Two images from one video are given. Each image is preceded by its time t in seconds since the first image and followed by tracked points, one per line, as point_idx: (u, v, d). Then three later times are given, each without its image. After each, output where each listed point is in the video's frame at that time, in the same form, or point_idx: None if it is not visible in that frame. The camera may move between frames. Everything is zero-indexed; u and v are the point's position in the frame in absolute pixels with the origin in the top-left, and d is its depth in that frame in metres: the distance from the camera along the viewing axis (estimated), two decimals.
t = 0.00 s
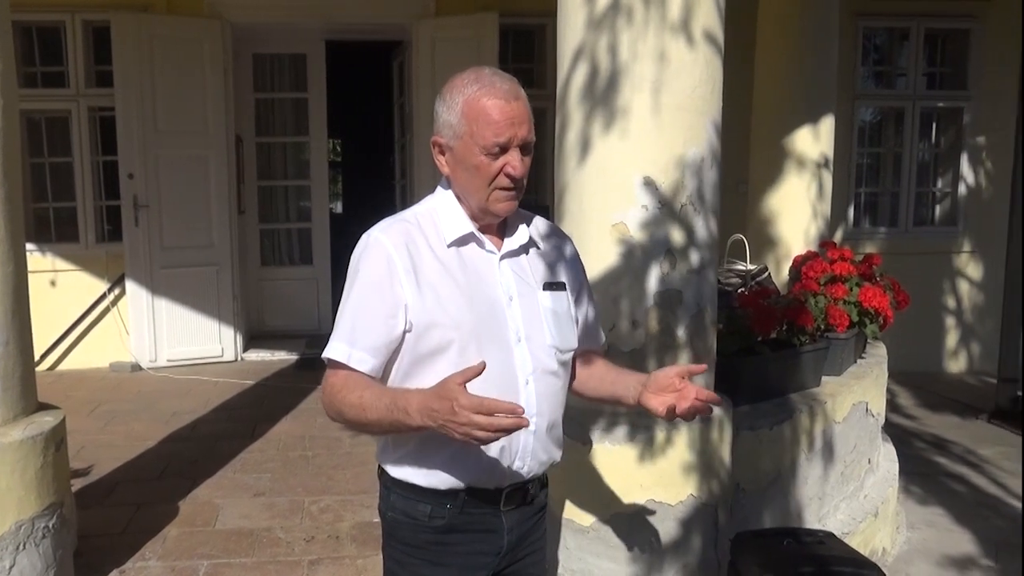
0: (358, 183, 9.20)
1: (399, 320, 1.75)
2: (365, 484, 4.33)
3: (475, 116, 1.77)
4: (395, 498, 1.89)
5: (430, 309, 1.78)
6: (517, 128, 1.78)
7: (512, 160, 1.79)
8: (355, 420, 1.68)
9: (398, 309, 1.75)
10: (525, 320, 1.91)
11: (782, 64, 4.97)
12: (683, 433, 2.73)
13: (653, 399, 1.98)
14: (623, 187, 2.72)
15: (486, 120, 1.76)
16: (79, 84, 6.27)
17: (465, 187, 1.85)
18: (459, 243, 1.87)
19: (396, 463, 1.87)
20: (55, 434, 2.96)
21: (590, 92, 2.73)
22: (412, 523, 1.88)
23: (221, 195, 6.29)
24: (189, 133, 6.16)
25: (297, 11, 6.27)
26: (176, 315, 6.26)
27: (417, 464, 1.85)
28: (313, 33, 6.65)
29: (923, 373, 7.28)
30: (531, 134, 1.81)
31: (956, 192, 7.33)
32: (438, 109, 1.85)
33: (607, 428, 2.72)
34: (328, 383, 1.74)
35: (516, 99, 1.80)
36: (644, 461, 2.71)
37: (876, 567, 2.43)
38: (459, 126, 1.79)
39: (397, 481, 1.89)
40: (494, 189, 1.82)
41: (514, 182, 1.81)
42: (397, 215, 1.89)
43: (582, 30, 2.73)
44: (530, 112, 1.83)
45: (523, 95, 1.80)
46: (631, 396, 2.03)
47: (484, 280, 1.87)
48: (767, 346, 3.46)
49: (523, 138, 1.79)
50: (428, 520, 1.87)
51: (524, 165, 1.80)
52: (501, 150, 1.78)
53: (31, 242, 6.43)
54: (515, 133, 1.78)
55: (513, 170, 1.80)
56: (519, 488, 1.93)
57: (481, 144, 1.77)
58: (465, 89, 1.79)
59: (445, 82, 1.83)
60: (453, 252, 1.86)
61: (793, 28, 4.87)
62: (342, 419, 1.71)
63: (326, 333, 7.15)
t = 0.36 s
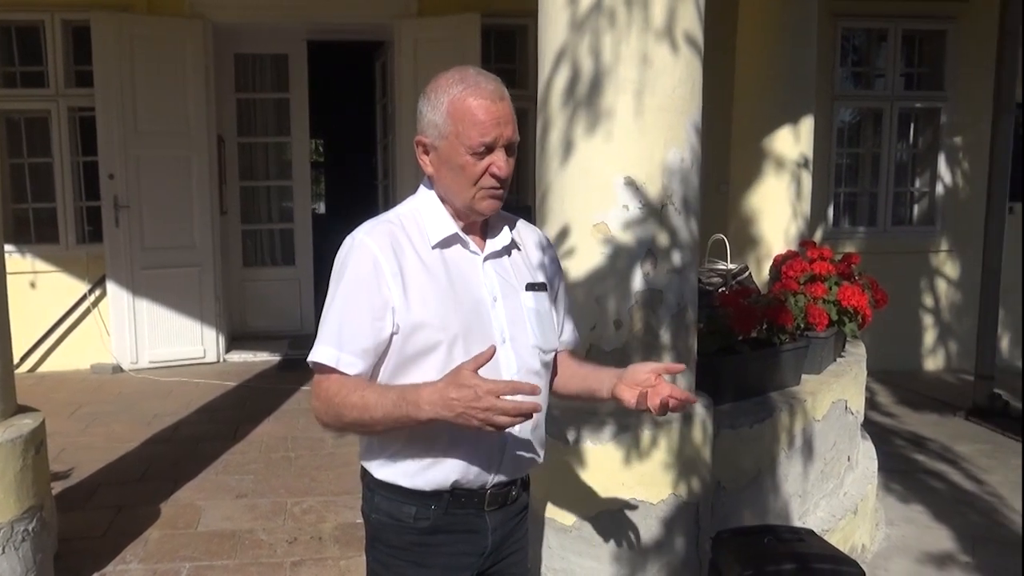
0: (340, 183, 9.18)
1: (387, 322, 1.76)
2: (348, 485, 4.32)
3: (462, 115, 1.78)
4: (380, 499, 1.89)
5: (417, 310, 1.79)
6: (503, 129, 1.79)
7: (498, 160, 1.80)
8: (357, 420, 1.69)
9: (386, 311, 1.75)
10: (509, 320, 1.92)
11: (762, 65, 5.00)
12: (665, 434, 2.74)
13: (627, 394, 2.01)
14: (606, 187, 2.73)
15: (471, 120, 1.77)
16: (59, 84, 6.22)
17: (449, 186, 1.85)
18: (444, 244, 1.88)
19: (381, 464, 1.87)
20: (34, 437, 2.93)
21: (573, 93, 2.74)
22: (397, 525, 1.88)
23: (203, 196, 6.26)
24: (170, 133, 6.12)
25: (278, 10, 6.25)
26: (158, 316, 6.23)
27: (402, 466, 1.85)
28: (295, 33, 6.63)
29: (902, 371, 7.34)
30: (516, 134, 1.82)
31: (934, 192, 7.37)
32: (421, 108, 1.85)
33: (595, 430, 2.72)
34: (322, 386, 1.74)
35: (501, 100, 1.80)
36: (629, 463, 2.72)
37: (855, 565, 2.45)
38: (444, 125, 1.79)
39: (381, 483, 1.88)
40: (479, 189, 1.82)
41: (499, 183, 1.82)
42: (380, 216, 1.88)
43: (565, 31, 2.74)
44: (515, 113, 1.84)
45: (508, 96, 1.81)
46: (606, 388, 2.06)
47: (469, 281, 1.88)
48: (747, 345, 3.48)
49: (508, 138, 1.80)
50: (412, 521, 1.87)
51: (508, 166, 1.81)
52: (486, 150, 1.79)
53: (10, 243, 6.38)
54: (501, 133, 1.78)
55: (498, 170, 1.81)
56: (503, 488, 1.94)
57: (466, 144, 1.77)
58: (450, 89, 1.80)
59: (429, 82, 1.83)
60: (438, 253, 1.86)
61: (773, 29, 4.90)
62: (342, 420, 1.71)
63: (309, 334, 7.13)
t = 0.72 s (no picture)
0: (317, 184, 9.15)
1: (366, 324, 1.76)
2: (326, 486, 4.30)
3: (438, 117, 1.78)
4: (358, 500, 1.89)
5: (395, 311, 1.79)
6: (479, 130, 1.79)
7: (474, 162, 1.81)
8: (337, 412, 1.67)
9: (364, 312, 1.76)
10: (486, 321, 1.93)
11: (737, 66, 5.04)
12: (639, 433, 2.76)
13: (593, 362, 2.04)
14: (582, 187, 2.74)
15: (448, 122, 1.77)
16: (32, 84, 6.16)
17: (425, 187, 1.85)
18: (420, 246, 1.88)
19: (358, 466, 1.87)
20: (6, 441, 2.91)
21: (553, 94, 2.74)
22: (375, 526, 1.88)
23: (178, 196, 6.22)
24: (145, 132, 6.08)
25: (253, 9, 6.22)
26: (134, 318, 6.18)
27: (380, 468, 1.84)
28: (271, 33, 6.60)
29: (875, 369, 7.42)
30: (492, 136, 1.83)
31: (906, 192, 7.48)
32: (397, 109, 1.85)
33: (567, 427, 2.72)
34: (301, 386, 1.72)
35: (478, 101, 1.81)
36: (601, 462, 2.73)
37: (832, 563, 2.48)
38: (421, 127, 1.79)
39: (359, 484, 1.88)
40: (455, 190, 1.83)
41: (475, 184, 1.83)
42: (356, 217, 1.88)
43: (543, 32, 2.74)
44: (491, 115, 1.85)
45: (484, 98, 1.82)
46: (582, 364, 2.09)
47: (446, 282, 1.89)
48: (722, 344, 3.51)
49: (484, 139, 1.81)
50: (391, 522, 1.87)
51: (485, 168, 1.82)
52: (463, 152, 1.79)
53: None
54: (477, 134, 1.79)
55: (474, 172, 1.81)
56: (481, 489, 1.94)
57: (443, 146, 1.78)
58: (426, 91, 1.80)
59: (404, 84, 1.83)
60: (415, 254, 1.87)
61: (748, 31, 4.95)
62: (323, 417, 1.69)
63: (286, 335, 7.10)
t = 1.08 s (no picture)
0: (293, 184, 9.11)
1: (342, 328, 1.75)
2: (302, 487, 4.29)
3: (397, 124, 1.78)
4: (334, 500, 1.89)
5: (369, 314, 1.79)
6: (440, 134, 1.79)
7: (438, 167, 1.80)
8: (324, 420, 1.66)
9: (340, 316, 1.75)
10: (459, 324, 1.94)
11: (712, 67, 5.07)
12: (607, 430, 2.76)
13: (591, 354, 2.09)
14: (556, 188, 2.75)
15: (407, 128, 1.77)
16: (3, 83, 6.09)
17: (392, 195, 1.85)
18: (392, 249, 1.89)
19: (333, 468, 1.87)
20: None
21: (529, 94, 2.75)
22: (351, 526, 1.88)
23: (153, 197, 6.18)
24: (119, 132, 6.03)
25: (227, 8, 6.18)
26: (108, 319, 6.13)
27: (356, 472, 1.85)
28: (246, 33, 6.57)
29: (848, 367, 7.51)
30: (455, 140, 1.82)
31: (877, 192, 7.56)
32: (362, 118, 1.86)
33: (533, 426, 2.75)
34: (285, 400, 1.70)
35: (438, 105, 1.80)
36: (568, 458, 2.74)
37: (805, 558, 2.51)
38: (382, 135, 1.80)
39: (335, 485, 1.88)
40: (420, 198, 1.82)
41: (441, 191, 1.81)
42: (327, 221, 1.88)
43: (517, 33, 2.75)
44: (455, 119, 1.84)
45: (446, 102, 1.81)
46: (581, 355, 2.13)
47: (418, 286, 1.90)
48: (697, 343, 3.53)
49: (446, 143, 1.80)
50: (367, 522, 1.87)
51: (448, 172, 1.81)
52: (424, 157, 1.79)
53: None
54: (438, 139, 1.79)
55: (439, 178, 1.80)
56: (456, 487, 1.94)
57: (404, 152, 1.78)
58: (385, 97, 1.80)
59: (367, 92, 1.84)
60: (387, 258, 1.87)
61: (722, 32, 4.99)
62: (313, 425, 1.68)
63: (262, 336, 7.07)
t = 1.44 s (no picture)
0: (272, 184, 9.07)
1: (325, 329, 1.75)
2: (281, 488, 4.28)
3: (399, 117, 1.79)
4: (309, 502, 1.88)
5: (351, 315, 1.79)
6: (439, 133, 1.81)
7: (433, 164, 1.82)
8: (321, 433, 1.68)
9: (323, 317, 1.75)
10: (436, 326, 1.95)
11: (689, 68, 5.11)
12: (576, 430, 2.78)
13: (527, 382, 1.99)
14: (533, 187, 2.76)
15: (410, 124, 1.78)
16: None
17: (382, 189, 1.85)
18: (375, 249, 1.88)
19: (310, 469, 1.86)
20: None
21: (501, 94, 2.76)
22: (327, 526, 1.88)
23: (131, 198, 6.13)
24: (96, 132, 5.98)
25: (205, 8, 6.15)
26: (85, 320, 6.07)
27: (334, 472, 1.85)
28: (224, 33, 6.54)
29: (825, 366, 7.58)
30: (450, 140, 1.85)
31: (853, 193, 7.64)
32: (358, 109, 1.85)
33: (506, 426, 2.77)
34: (281, 404, 1.70)
35: (438, 105, 1.82)
36: (540, 458, 2.76)
37: (780, 554, 2.53)
38: (382, 128, 1.80)
39: (312, 486, 1.87)
40: (412, 193, 1.83)
41: (433, 188, 1.83)
42: (310, 219, 1.87)
43: (492, 32, 2.77)
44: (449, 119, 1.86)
45: (445, 102, 1.84)
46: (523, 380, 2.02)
47: (399, 287, 1.90)
48: (674, 342, 3.56)
49: (444, 142, 1.83)
50: (343, 522, 1.87)
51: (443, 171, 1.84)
52: (422, 153, 1.80)
53: None
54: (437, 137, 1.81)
55: (432, 175, 1.83)
56: (431, 487, 1.95)
57: (404, 147, 1.79)
58: (387, 92, 1.80)
59: (366, 84, 1.83)
60: (369, 257, 1.87)
61: (699, 33, 5.03)
62: (304, 432, 1.70)
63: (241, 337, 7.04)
